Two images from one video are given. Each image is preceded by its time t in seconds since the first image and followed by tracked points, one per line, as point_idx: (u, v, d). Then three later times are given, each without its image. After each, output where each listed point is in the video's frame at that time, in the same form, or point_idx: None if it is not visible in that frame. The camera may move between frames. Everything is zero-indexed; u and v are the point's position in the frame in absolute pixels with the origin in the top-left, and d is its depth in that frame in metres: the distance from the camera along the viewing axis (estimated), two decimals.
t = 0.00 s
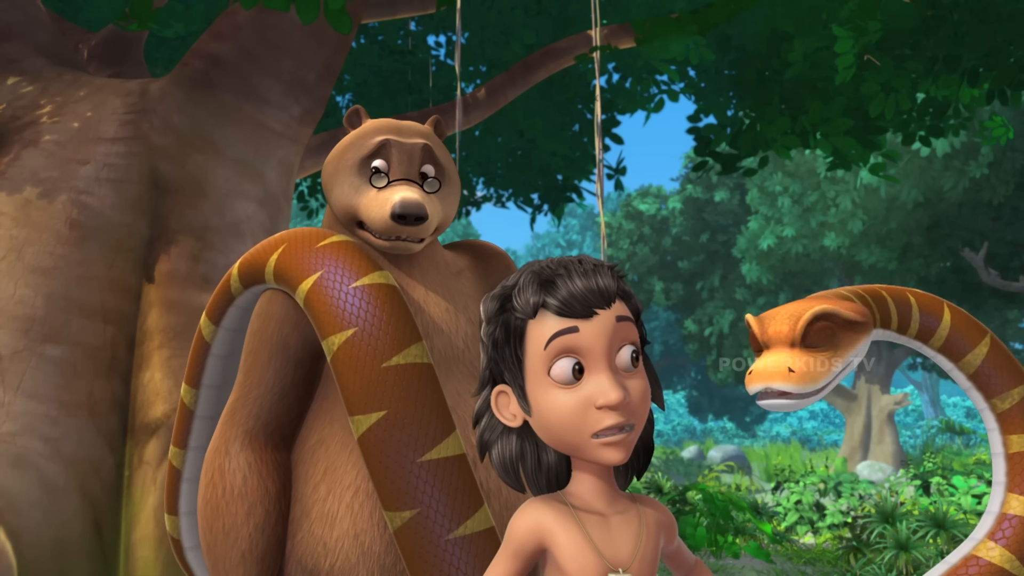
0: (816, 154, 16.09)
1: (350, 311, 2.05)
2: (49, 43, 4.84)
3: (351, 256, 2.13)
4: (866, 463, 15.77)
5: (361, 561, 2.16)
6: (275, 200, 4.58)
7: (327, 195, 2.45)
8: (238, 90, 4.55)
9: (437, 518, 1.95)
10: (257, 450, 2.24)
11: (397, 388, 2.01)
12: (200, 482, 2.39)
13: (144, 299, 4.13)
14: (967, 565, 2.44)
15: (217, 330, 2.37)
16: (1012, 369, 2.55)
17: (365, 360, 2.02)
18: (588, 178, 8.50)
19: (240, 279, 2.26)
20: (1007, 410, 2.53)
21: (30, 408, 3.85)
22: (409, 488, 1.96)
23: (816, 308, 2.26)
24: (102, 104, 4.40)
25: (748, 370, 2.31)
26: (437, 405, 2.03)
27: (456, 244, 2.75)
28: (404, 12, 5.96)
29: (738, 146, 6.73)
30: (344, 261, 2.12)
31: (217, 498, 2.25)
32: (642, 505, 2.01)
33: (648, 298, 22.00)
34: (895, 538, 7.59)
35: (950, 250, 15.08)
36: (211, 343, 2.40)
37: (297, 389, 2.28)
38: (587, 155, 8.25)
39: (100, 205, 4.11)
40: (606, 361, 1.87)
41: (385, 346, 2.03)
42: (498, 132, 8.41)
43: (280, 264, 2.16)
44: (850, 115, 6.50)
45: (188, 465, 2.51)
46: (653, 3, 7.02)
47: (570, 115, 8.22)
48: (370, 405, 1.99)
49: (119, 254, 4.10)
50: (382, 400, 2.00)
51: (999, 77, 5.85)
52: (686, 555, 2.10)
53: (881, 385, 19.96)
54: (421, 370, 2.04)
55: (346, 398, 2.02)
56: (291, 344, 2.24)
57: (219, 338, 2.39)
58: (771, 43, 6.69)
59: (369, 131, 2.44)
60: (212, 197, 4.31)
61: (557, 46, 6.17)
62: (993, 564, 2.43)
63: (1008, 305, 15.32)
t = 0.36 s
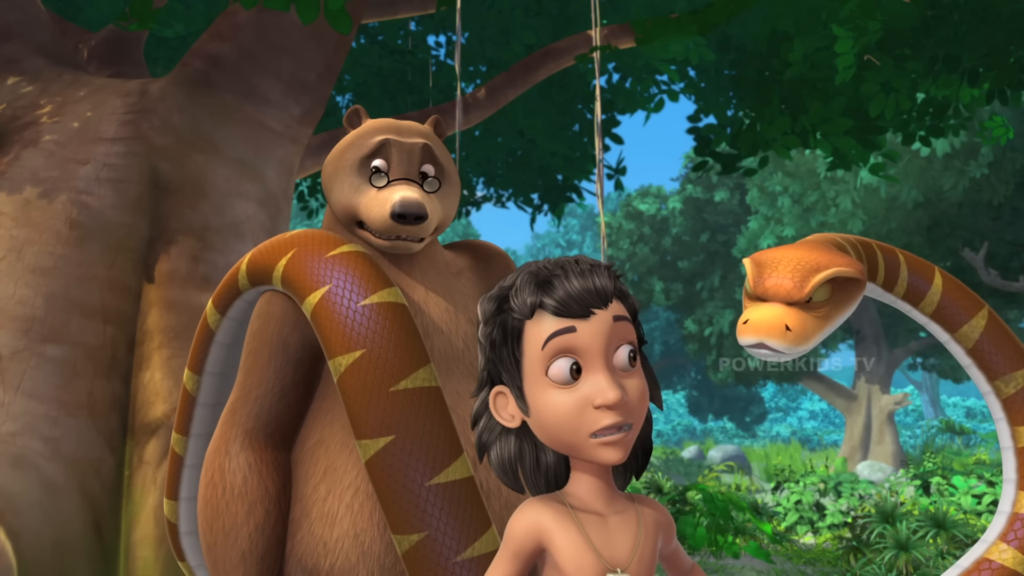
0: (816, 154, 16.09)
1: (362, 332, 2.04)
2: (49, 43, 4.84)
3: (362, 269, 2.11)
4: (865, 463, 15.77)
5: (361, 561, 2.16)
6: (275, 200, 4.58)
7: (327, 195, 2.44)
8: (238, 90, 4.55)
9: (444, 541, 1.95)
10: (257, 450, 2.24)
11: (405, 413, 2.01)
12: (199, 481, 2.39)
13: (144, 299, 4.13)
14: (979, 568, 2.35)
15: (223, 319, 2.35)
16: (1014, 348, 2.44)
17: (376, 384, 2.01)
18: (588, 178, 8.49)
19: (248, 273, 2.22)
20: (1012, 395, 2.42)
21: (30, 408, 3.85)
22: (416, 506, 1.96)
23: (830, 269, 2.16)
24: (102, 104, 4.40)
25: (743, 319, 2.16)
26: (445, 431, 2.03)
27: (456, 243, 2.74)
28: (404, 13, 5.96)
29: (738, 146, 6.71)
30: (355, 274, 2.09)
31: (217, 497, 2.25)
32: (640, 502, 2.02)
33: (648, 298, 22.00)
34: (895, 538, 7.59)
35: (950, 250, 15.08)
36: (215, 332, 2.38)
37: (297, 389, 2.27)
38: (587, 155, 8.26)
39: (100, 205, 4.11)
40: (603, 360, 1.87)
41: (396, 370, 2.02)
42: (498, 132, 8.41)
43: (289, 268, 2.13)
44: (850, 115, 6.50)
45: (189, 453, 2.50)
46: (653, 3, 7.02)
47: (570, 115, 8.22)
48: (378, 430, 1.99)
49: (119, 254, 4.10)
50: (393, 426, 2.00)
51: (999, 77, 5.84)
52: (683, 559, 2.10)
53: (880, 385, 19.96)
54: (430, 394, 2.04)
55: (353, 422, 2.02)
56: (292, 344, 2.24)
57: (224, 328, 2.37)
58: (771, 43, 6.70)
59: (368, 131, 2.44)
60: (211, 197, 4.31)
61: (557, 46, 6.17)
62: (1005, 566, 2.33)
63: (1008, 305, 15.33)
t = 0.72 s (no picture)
0: (816, 154, 16.09)
1: (370, 349, 2.03)
2: (49, 43, 4.84)
3: (372, 282, 2.10)
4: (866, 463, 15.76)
5: (361, 561, 2.16)
6: (275, 200, 4.58)
7: (347, 195, 2.42)
8: (238, 90, 4.55)
9: (452, 561, 1.94)
10: (257, 450, 2.24)
11: (411, 433, 2.01)
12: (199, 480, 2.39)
13: (144, 299, 4.13)
14: (986, 561, 2.38)
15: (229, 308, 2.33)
16: (1011, 334, 2.47)
17: (382, 403, 2.01)
18: (588, 178, 8.49)
19: (257, 269, 2.22)
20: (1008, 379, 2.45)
21: (30, 408, 3.85)
22: (420, 520, 1.96)
23: (830, 259, 2.16)
24: (102, 104, 4.40)
25: (743, 309, 2.14)
26: (453, 451, 2.03)
27: (457, 243, 2.75)
28: (404, 13, 5.96)
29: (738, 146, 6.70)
30: (366, 289, 2.08)
31: (217, 497, 2.26)
32: (639, 501, 2.02)
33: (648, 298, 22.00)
34: (895, 538, 7.60)
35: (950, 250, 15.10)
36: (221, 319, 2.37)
37: (297, 389, 2.28)
38: (587, 155, 8.26)
39: (100, 205, 4.11)
40: (601, 359, 1.87)
41: (402, 391, 2.02)
42: (498, 132, 8.41)
43: (297, 276, 2.12)
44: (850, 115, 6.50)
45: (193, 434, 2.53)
46: (653, 3, 7.02)
47: (570, 115, 8.22)
48: (388, 452, 1.99)
49: (119, 254, 4.10)
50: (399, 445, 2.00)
51: (999, 77, 5.84)
52: (682, 561, 2.10)
53: (880, 385, 19.97)
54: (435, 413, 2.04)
55: (360, 440, 2.02)
56: (291, 344, 2.24)
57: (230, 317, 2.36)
58: (771, 43, 6.70)
59: (386, 130, 2.44)
60: (211, 197, 4.31)
61: (557, 46, 6.17)
62: (1011, 560, 2.36)
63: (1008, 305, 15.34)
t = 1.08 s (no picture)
0: (816, 154, 16.08)
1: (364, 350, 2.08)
2: (49, 44, 4.84)
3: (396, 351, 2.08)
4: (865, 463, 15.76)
5: (368, 568, 2.16)
6: (275, 200, 4.57)
7: (372, 190, 2.44)
8: (238, 90, 4.55)
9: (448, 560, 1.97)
10: (265, 454, 2.25)
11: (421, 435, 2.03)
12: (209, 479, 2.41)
13: (144, 299, 4.13)
14: None
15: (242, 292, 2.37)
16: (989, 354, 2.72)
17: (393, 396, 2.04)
18: (588, 178, 8.48)
19: (261, 273, 2.29)
20: (965, 355, 2.70)
21: (30, 408, 3.85)
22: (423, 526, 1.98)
23: (710, 399, 2.35)
24: (102, 104, 4.40)
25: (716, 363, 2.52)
26: (461, 451, 2.06)
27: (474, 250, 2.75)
28: (404, 13, 5.96)
29: (738, 146, 6.68)
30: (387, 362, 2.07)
31: (227, 501, 2.27)
32: (639, 500, 2.02)
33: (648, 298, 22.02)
34: (895, 538, 7.61)
35: (950, 250, 15.15)
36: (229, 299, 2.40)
37: (308, 393, 2.29)
38: (587, 155, 8.26)
39: (100, 205, 4.11)
40: (600, 359, 1.87)
41: (411, 380, 2.06)
42: (498, 131, 8.39)
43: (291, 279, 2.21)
44: (850, 115, 6.50)
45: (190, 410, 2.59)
46: (653, 3, 7.01)
47: (570, 114, 8.23)
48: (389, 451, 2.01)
49: (119, 254, 4.10)
50: (415, 438, 2.02)
51: (999, 77, 5.85)
52: (683, 562, 2.10)
53: (880, 384, 19.95)
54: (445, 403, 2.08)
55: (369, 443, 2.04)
56: (304, 348, 2.27)
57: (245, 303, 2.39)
58: (771, 43, 6.70)
59: (409, 125, 2.46)
60: (211, 197, 4.31)
61: (557, 46, 6.17)
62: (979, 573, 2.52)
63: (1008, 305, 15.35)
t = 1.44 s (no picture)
0: (816, 154, 16.06)
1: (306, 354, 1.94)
2: (49, 43, 4.84)
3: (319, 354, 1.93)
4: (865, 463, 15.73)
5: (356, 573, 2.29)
6: (275, 200, 4.56)
7: (373, 201, 2.51)
8: (238, 90, 4.55)
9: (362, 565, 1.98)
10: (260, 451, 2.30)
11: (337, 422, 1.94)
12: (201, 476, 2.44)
13: (144, 299, 4.11)
14: None
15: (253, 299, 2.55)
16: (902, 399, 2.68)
17: (266, 399, 1.82)
18: (588, 178, 8.50)
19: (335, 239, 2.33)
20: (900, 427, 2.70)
21: (29, 408, 3.85)
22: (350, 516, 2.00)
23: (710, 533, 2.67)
24: (102, 104, 4.39)
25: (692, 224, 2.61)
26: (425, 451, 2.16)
27: (476, 259, 2.77)
28: (404, 13, 5.95)
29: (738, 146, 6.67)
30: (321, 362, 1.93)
31: (219, 501, 2.27)
32: (662, 507, 2.10)
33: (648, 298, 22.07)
34: (895, 539, 7.62)
35: (950, 250, 15.13)
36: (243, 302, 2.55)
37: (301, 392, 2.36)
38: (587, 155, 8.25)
39: (100, 205, 4.11)
40: (625, 367, 1.94)
41: (294, 389, 1.83)
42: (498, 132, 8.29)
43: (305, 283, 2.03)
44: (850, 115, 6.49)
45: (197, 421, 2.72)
46: (653, 3, 7.02)
47: (570, 115, 8.22)
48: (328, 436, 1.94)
49: (119, 254, 4.09)
50: (314, 460, 1.86)
51: (999, 77, 5.87)
52: (706, 565, 2.17)
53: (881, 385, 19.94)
54: (348, 401, 1.85)
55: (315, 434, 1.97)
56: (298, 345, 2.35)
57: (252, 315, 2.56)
58: (771, 43, 6.70)
59: (415, 133, 2.52)
60: (211, 197, 4.31)
61: (557, 47, 6.17)
62: None
63: (1008, 305, 15.33)
